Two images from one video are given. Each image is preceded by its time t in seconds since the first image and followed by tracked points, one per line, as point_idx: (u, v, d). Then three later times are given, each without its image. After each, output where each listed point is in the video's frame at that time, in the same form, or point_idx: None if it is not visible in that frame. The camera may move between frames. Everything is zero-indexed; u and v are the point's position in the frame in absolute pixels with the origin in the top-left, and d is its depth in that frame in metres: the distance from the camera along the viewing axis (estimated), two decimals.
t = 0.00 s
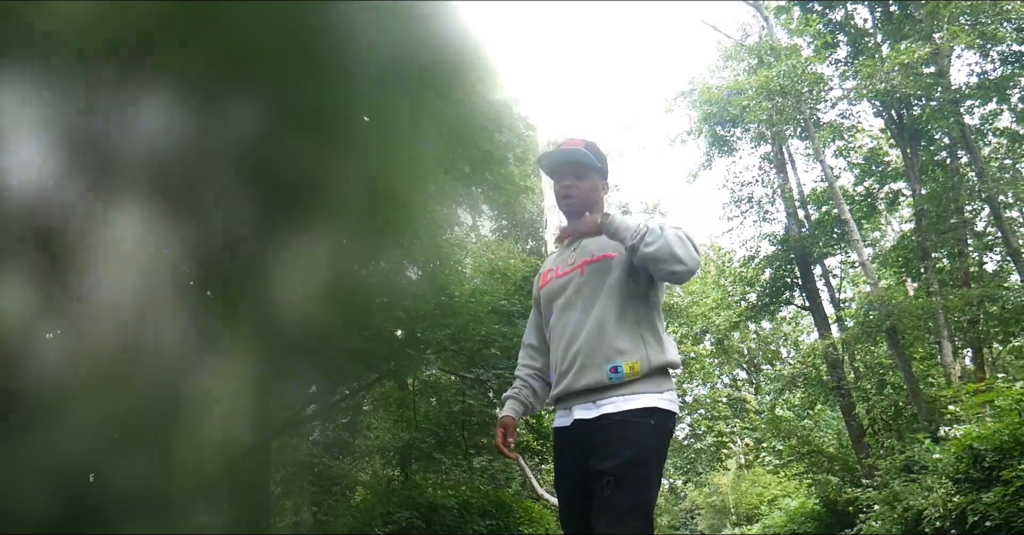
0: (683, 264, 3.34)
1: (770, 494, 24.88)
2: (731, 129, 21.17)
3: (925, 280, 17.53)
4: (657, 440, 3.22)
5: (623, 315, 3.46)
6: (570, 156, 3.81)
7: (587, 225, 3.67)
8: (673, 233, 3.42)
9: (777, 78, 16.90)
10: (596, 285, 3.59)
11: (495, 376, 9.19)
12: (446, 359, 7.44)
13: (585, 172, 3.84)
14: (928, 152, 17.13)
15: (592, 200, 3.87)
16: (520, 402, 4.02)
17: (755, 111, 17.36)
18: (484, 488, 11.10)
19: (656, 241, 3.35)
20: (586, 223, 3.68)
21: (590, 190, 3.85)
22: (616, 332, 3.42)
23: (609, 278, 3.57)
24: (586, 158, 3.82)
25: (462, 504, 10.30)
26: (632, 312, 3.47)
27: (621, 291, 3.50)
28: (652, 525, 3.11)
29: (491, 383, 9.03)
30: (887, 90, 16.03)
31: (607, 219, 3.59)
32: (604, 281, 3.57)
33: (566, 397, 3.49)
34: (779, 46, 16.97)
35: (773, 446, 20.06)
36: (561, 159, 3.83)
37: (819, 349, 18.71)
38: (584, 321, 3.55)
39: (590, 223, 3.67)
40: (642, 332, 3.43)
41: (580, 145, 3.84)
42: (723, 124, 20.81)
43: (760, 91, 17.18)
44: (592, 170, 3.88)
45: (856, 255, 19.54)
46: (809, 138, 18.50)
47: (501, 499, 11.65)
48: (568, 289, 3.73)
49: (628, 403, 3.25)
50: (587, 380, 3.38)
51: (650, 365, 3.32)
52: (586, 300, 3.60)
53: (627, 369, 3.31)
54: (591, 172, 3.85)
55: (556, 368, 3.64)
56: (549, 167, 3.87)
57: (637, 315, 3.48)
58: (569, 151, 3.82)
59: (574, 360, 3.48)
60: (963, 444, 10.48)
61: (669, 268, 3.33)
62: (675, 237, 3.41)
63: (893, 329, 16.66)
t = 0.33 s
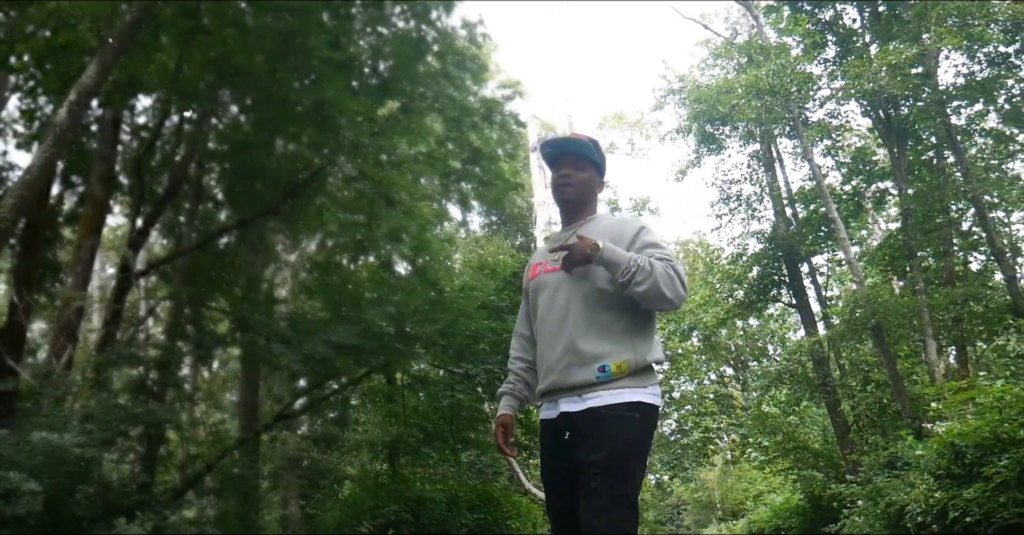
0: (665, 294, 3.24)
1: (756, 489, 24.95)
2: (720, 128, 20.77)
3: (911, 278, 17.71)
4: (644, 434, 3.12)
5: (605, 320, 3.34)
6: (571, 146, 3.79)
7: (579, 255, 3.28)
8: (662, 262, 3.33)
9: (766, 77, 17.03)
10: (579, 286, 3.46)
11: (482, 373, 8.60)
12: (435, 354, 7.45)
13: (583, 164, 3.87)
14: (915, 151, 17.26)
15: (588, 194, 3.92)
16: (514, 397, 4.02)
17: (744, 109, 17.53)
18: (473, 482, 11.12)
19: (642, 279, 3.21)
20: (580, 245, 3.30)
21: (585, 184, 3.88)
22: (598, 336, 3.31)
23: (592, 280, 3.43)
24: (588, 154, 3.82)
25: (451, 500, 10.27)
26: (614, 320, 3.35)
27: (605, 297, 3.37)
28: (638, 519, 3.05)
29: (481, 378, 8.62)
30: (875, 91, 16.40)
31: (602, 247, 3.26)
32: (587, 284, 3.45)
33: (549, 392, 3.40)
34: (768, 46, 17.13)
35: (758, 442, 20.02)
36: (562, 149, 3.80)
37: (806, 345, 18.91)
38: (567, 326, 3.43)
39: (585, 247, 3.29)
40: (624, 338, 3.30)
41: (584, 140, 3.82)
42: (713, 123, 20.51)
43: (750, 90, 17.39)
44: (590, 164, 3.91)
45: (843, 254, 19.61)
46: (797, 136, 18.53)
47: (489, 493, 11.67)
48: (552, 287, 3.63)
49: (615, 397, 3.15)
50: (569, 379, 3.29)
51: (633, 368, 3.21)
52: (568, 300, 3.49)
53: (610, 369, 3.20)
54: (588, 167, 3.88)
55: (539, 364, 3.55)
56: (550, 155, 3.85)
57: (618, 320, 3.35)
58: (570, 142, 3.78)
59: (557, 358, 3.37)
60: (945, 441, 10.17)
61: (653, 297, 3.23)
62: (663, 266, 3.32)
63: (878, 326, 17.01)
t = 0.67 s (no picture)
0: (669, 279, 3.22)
1: (749, 479, 24.83)
2: (713, 120, 20.67)
3: (902, 269, 17.86)
4: (634, 424, 3.13)
5: (605, 311, 3.36)
6: (574, 139, 3.66)
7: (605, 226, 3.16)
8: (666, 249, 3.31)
9: (759, 70, 17.06)
10: (582, 280, 3.46)
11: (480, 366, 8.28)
12: (430, 345, 7.54)
13: (587, 158, 3.69)
14: (908, 142, 17.53)
15: (590, 188, 3.70)
16: (508, 385, 3.99)
17: (737, 102, 17.58)
18: (468, 473, 11.21)
19: (659, 258, 3.18)
20: (603, 214, 3.23)
21: (590, 176, 3.68)
22: (598, 326, 3.33)
23: (594, 273, 3.45)
24: (593, 148, 3.66)
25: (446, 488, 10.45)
26: (615, 309, 3.37)
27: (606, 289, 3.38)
28: (629, 509, 3.06)
29: (478, 372, 8.14)
30: (867, 83, 16.18)
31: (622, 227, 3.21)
32: (588, 276, 3.46)
33: (546, 383, 3.43)
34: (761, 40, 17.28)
35: (752, 432, 20.05)
36: (567, 142, 3.68)
37: (799, 336, 18.77)
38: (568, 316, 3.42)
39: (605, 218, 3.22)
40: (621, 328, 3.33)
41: (590, 134, 3.68)
42: (706, 115, 20.38)
43: (742, 83, 17.38)
44: (596, 159, 3.73)
45: (835, 244, 19.78)
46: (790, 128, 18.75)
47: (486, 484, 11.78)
48: (555, 281, 3.62)
49: (607, 387, 3.17)
50: (567, 369, 3.31)
51: (628, 358, 3.23)
52: (569, 293, 3.50)
53: (605, 361, 3.22)
54: (590, 161, 3.68)
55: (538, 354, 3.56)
56: (555, 147, 3.74)
57: (618, 311, 3.36)
58: (574, 135, 3.66)
59: (557, 348, 3.40)
60: (936, 429, 10.13)
61: (662, 282, 3.22)
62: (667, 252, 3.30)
63: (870, 317, 16.85)
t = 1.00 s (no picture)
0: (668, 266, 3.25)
1: (742, 468, 24.98)
2: (708, 111, 20.65)
3: (896, 260, 17.98)
4: (630, 413, 3.18)
5: (602, 300, 3.39)
6: (578, 132, 3.68)
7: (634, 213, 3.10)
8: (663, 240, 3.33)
9: (755, 62, 17.13)
10: (580, 270, 3.51)
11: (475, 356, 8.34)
12: (426, 336, 7.62)
13: (591, 152, 3.73)
14: (904, 132, 17.50)
15: (593, 180, 3.78)
16: (499, 368, 4.04)
17: (732, 94, 17.62)
18: (464, 462, 11.31)
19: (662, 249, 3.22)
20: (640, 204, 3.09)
21: (592, 169, 3.74)
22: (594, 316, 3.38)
23: (592, 263, 3.48)
24: (597, 141, 3.69)
25: (442, 477, 10.56)
26: (613, 298, 3.40)
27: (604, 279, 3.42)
28: (624, 495, 3.11)
29: (473, 362, 7.99)
30: (861, 75, 16.29)
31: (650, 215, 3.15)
32: (586, 268, 3.50)
33: (543, 371, 3.48)
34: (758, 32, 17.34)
35: (745, 422, 20.21)
36: (570, 134, 3.70)
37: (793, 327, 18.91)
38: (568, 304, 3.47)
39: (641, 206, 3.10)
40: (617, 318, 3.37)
41: (595, 128, 3.70)
42: (700, 106, 20.30)
43: (738, 75, 17.47)
44: (600, 153, 3.77)
45: (829, 235, 19.88)
46: (784, 120, 18.78)
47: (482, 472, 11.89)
48: (554, 270, 3.66)
49: (603, 376, 3.22)
50: (565, 356, 3.36)
51: (623, 347, 3.28)
52: (567, 284, 3.54)
53: (600, 350, 3.28)
54: (594, 155, 3.72)
55: (536, 340, 3.61)
56: (558, 140, 3.77)
57: (614, 301, 3.40)
58: (578, 128, 3.67)
59: (555, 337, 3.45)
60: (926, 419, 10.23)
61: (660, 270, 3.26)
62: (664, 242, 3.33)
63: (863, 308, 16.98)
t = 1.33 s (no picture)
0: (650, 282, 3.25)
1: (729, 462, 25.20)
2: (699, 107, 20.70)
3: (882, 257, 18.17)
4: (619, 406, 3.26)
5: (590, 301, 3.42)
6: (574, 130, 3.75)
7: (595, 284, 3.09)
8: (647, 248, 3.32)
9: (746, 60, 17.23)
10: (568, 269, 3.54)
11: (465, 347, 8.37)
12: (418, 328, 7.67)
13: (587, 149, 3.80)
14: (892, 130, 17.64)
15: (589, 177, 3.84)
16: (496, 355, 4.11)
17: (723, 91, 17.71)
18: (453, 453, 11.39)
19: (642, 273, 3.21)
20: (597, 276, 3.09)
21: (585, 167, 3.79)
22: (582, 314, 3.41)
23: (580, 263, 3.51)
24: (592, 139, 3.76)
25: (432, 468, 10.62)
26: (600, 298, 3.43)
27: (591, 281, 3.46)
28: (613, 487, 3.21)
29: (464, 352, 8.08)
30: (850, 75, 16.38)
31: (615, 269, 3.13)
32: (575, 267, 3.53)
33: (535, 365, 3.55)
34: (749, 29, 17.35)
35: (732, 416, 20.38)
36: (566, 132, 3.78)
37: (780, 323, 19.09)
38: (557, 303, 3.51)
39: (599, 275, 3.10)
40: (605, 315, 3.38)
41: (590, 125, 3.78)
42: (691, 102, 20.36)
43: (729, 72, 17.55)
44: (595, 150, 3.84)
45: (818, 232, 20.04)
46: (775, 117, 18.91)
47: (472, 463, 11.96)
48: (544, 267, 3.69)
49: (590, 372, 3.28)
50: (555, 354, 3.42)
51: (611, 343, 3.32)
52: (557, 281, 3.57)
53: (589, 347, 3.32)
54: (589, 152, 3.79)
55: (529, 334, 3.67)
56: (555, 137, 3.85)
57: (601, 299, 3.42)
58: (574, 125, 3.74)
59: (546, 335, 3.51)
60: (909, 415, 10.40)
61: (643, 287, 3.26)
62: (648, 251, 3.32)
63: (849, 304, 17.16)
